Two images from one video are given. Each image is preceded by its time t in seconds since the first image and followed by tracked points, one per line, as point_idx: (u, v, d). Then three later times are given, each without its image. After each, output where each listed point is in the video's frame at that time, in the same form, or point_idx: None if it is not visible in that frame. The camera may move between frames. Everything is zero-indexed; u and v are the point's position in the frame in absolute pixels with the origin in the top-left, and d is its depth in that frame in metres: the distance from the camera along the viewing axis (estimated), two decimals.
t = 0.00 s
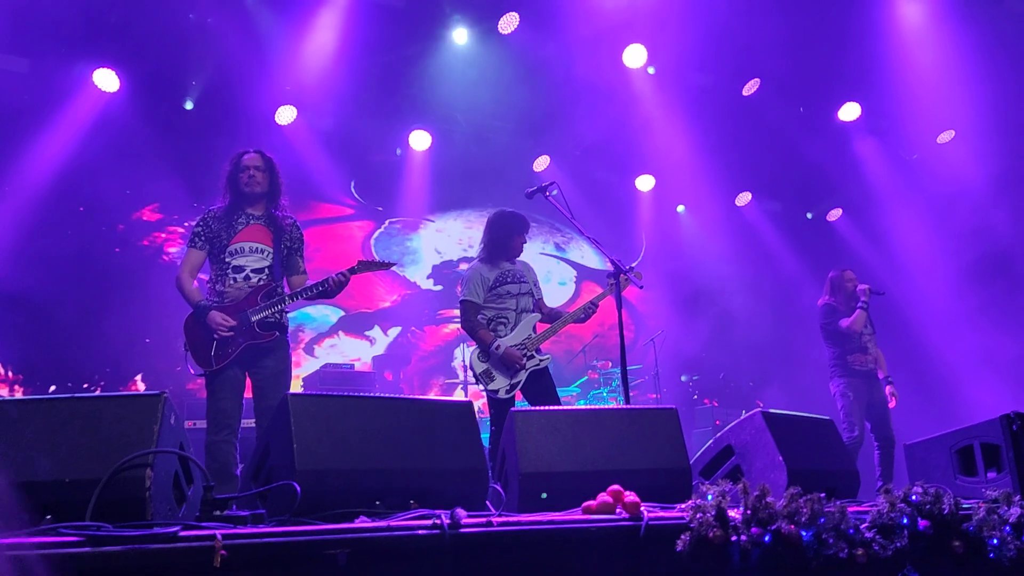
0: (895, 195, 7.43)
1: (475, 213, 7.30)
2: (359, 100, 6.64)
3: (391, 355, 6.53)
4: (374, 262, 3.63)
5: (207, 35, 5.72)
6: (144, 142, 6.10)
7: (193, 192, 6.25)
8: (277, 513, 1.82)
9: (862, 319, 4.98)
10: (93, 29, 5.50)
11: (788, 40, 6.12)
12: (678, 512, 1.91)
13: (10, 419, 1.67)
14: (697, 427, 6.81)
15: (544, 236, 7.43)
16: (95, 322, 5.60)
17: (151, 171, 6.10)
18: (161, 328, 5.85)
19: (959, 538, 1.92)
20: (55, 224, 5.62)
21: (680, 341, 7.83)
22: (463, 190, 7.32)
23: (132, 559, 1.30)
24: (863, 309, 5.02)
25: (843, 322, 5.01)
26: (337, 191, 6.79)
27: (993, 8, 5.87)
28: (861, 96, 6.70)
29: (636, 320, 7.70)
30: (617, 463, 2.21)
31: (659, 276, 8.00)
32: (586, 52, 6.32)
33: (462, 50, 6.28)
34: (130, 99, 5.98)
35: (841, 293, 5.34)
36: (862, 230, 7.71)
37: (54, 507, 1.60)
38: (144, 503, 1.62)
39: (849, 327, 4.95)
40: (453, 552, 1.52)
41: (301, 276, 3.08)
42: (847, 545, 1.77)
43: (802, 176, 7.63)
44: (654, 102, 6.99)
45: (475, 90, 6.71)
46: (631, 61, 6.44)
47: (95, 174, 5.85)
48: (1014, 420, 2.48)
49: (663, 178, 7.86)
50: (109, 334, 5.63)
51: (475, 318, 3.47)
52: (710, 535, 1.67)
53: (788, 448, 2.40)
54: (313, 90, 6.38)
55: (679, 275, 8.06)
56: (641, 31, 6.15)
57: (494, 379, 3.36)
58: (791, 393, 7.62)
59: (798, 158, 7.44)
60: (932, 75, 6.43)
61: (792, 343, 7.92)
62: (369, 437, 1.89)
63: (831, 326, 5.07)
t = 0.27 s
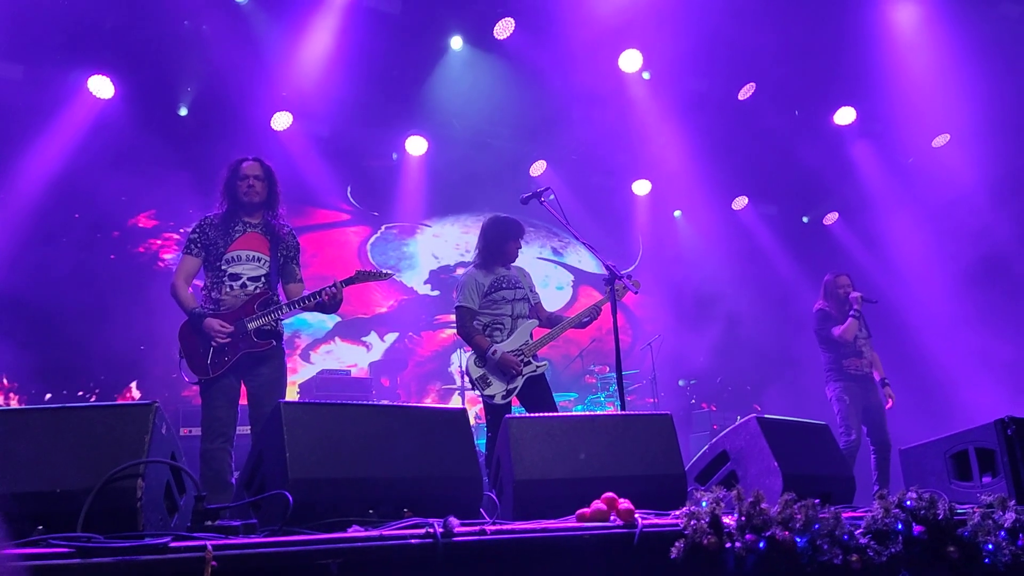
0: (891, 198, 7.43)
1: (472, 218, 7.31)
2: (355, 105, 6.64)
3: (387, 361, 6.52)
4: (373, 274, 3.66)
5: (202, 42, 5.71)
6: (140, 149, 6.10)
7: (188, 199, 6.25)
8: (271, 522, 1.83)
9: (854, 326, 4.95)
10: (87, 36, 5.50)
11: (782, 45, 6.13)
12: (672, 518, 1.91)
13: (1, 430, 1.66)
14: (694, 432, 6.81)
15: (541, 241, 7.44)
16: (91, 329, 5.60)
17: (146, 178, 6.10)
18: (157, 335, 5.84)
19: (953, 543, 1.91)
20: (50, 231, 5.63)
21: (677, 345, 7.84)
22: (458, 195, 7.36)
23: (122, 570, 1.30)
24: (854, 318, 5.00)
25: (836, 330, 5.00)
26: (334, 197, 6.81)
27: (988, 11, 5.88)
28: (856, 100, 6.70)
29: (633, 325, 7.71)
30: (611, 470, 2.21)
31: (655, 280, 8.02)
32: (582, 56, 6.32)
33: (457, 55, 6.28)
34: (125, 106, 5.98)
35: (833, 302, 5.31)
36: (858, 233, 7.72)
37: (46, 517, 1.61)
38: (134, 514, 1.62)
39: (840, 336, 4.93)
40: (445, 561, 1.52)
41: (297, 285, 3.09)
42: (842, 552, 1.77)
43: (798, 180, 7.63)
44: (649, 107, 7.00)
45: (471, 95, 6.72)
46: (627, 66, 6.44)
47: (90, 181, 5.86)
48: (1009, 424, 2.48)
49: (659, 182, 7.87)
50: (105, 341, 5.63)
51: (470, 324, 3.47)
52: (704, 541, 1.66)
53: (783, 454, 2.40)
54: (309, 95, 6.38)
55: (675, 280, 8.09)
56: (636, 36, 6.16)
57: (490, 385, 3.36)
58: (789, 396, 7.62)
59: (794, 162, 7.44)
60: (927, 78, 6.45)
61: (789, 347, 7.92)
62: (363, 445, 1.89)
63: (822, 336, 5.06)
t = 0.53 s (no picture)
0: (889, 200, 7.43)
1: (470, 221, 7.30)
2: (353, 109, 6.66)
3: (386, 364, 6.52)
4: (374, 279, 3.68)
5: (199, 45, 5.73)
6: (138, 152, 6.09)
7: (187, 202, 6.19)
8: (270, 525, 1.82)
9: (849, 329, 4.95)
10: (84, 39, 5.51)
11: (779, 47, 6.14)
12: (671, 520, 1.91)
13: None
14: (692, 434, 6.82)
15: (539, 244, 7.44)
16: (89, 333, 5.59)
17: (145, 181, 6.08)
18: (155, 339, 5.82)
19: (953, 544, 1.91)
20: (49, 234, 5.63)
21: (676, 347, 7.84)
22: (456, 198, 7.35)
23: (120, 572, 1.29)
24: (849, 321, 4.98)
25: (831, 333, 5.00)
26: (332, 201, 6.80)
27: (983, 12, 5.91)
28: (854, 102, 6.73)
29: (632, 327, 7.68)
30: (610, 471, 2.21)
31: (653, 283, 8.03)
32: (580, 59, 6.34)
33: (455, 58, 6.29)
34: (123, 109, 6.00)
35: (830, 304, 5.32)
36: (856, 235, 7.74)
37: (44, 521, 1.60)
38: (133, 517, 1.62)
39: (836, 339, 4.93)
40: (445, 562, 1.51)
41: (296, 289, 3.09)
42: (841, 553, 1.76)
43: (795, 182, 7.66)
44: (647, 110, 7.01)
45: (469, 98, 6.73)
46: (624, 68, 6.46)
47: (89, 185, 5.85)
48: (1008, 425, 2.49)
49: (656, 184, 7.88)
50: (102, 345, 5.61)
51: (468, 327, 3.47)
52: (704, 542, 1.66)
53: (781, 454, 2.40)
54: (307, 99, 6.41)
55: (673, 282, 8.10)
56: (633, 38, 6.18)
57: (488, 388, 3.36)
58: (787, 398, 7.62)
59: (791, 164, 7.46)
60: (923, 80, 6.48)
61: (787, 350, 7.92)
62: (362, 447, 1.89)
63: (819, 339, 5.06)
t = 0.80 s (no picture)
0: (887, 201, 7.44)
1: (469, 222, 7.31)
2: (351, 110, 6.67)
3: (384, 366, 6.52)
4: (373, 281, 3.69)
5: (198, 46, 5.74)
6: (136, 154, 6.09)
7: (186, 204, 6.17)
8: (269, 525, 1.82)
9: (850, 330, 4.96)
10: (82, 41, 5.52)
11: (777, 48, 6.15)
12: (670, 520, 1.91)
13: None
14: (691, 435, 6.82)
15: (538, 245, 7.45)
16: (87, 334, 5.58)
17: (143, 183, 6.07)
18: (153, 340, 5.81)
19: (951, 543, 1.91)
20: (47, 236, 5.63)
21: (674, 348, 7.84)
22: (455, 200, 7.36)
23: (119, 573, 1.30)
24: (849, 321, 4.99)
25: (832, 333, 5.00)
26: (330, 202, 6.79)
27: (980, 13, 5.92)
28: (852, 103, 6.73)
29: (631, 328, 7.67)
30: (609, 472, 2.21)
31: (652, 284, 8.03)
32: (578, 61, 6.35)
33: (454, 60, 6.30)
34: (121, 111, 6.01)
35: (830, 304, 5.33)
36: (854, 236, 7.75)
37: (43, 521, 1.61)
38: (132, 518, 1.62)
39: (837, 338, 4.94)
40: (444, 561, 1.51)
41: (295, 291, 3.10)
42: (840, 552, 1.76)
43: (794, 183, 7.67)
44: (646, 111, 7.02)
45: (468, 99, 6.73)
46: (623, 69, 6.46)
47: (88, 187, 5.85)
48: (1006, 425, 2.49)
49: (655, 185, 7.89)
50: (101, 346, 5.61)
51: (468, 328, 3.47)
52: (703, 542, 1.66)
53: (780, 454, 2.40)
54: (305, 100, 6.42)
55: (671, 283, 8.10)
56: (631, 40, 6.18)
57: (487, 389, 3.36)
58: (786, 399, 7.61)
59: (790, 165, 7.47)
60: (921, 81, 6.49)
61: (787, 350, 7.91)
62: (361, 447, 1.89)
63: (819, 338, 5.06)
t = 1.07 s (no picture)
0: (886, 202, 7.45)
1: (468, 224, 7.32)
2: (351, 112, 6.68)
3: (383, 367, 6.52)
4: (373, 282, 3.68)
5: (197, 48, 5.75)
6: (135, 156, 6.09)
7: (185, 206, 6.18)
8: (270, 527, 1.82)
9: (852, 331, 4.95)
10: (82, 43, 5.53)
11: (776, 50, 6.17)
12: (671, 521, 1.91)
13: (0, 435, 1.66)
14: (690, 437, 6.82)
15: (537, 247, 7.45)
16: (86, 337, 5.58)
17: (142, 185, 6.07)
18: (153, 342, 5.81)
19: (951, 544, 1.91)
20: (46, 238, 5.63)
21: (673, 350, 7.84)
22: (454, 202, 7.37)
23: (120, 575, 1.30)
24: (853, 323, 4.97)
25: (834, 335, 5.00)
26: (329, 204, 6.79)
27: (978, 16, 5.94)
28: (851, 105, 6.75)
29: (630, 330, 7.68)
30: (610, 473, 2.21)
31: (651, 286, 8.04)
32: (577, 63, 6.37)
33: (454, 62, 6.31)
34: (121, 113, 6.02)
35: (832, 305, 5.34)
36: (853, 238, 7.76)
37: (45, 523, 1.60)
38: (133, 520, 1.62)
39: (839, 340, 4.94)
40: (445, 563, 1.51)
41: (294, 293, 3.10)
42: (840, 554, 1.76)
43: (792, 185, 7.69)
44: (645, 113, 7.04)
45: (467, 101, 6.74)
46: (621, 71, 6.47)
47: (87, 189, 5.85)
48: (1006, 426, 2.50)
49: (654, 186, 7.90)
50: (100, 348, 5.61)
51: (468, 329, 3.47)
52: (704, 544, 1.66)
53: (779, 456, 2.41)
54: (304, 101, 6.43)
55: (670, 285, 8.11)
56: (630, 42, 6.19)
57: (487, 391, 3.36)
58: (785, 401, 7.62)
59: (789, 167, 7.48)
60: (920, 83, 6.51)
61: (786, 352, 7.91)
62: (362, 449, 1.89)
63: (820, 338, 5.06)
